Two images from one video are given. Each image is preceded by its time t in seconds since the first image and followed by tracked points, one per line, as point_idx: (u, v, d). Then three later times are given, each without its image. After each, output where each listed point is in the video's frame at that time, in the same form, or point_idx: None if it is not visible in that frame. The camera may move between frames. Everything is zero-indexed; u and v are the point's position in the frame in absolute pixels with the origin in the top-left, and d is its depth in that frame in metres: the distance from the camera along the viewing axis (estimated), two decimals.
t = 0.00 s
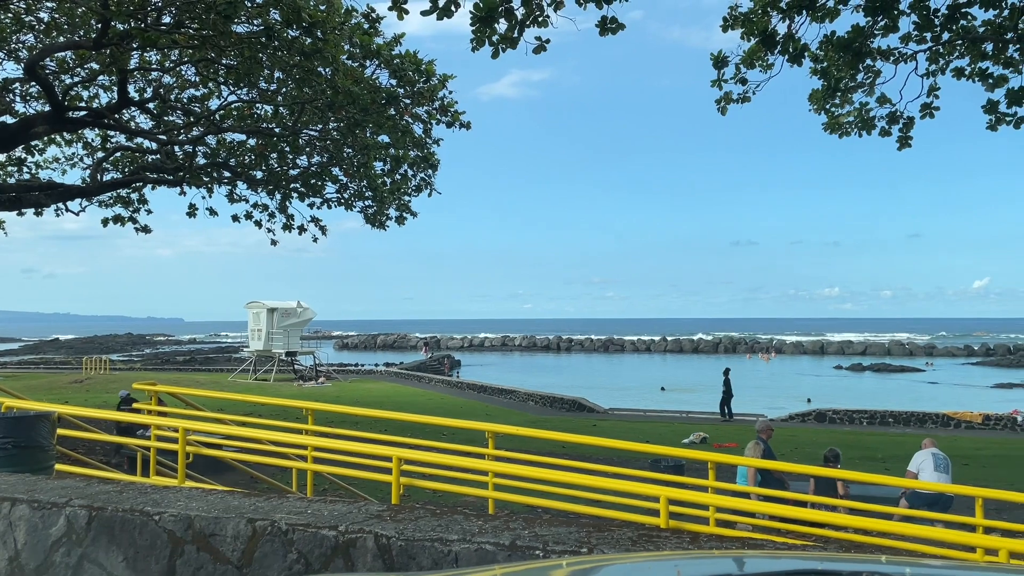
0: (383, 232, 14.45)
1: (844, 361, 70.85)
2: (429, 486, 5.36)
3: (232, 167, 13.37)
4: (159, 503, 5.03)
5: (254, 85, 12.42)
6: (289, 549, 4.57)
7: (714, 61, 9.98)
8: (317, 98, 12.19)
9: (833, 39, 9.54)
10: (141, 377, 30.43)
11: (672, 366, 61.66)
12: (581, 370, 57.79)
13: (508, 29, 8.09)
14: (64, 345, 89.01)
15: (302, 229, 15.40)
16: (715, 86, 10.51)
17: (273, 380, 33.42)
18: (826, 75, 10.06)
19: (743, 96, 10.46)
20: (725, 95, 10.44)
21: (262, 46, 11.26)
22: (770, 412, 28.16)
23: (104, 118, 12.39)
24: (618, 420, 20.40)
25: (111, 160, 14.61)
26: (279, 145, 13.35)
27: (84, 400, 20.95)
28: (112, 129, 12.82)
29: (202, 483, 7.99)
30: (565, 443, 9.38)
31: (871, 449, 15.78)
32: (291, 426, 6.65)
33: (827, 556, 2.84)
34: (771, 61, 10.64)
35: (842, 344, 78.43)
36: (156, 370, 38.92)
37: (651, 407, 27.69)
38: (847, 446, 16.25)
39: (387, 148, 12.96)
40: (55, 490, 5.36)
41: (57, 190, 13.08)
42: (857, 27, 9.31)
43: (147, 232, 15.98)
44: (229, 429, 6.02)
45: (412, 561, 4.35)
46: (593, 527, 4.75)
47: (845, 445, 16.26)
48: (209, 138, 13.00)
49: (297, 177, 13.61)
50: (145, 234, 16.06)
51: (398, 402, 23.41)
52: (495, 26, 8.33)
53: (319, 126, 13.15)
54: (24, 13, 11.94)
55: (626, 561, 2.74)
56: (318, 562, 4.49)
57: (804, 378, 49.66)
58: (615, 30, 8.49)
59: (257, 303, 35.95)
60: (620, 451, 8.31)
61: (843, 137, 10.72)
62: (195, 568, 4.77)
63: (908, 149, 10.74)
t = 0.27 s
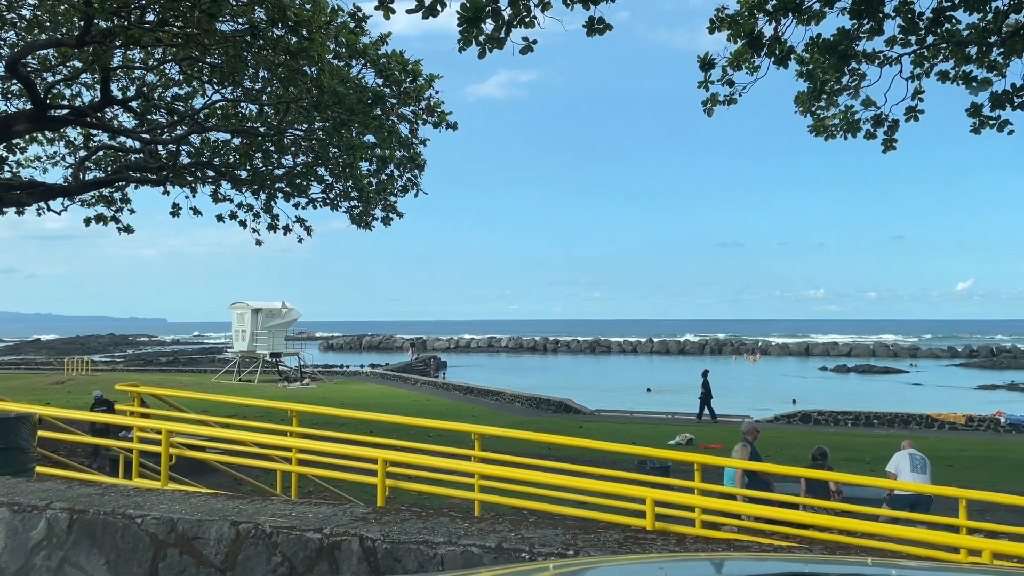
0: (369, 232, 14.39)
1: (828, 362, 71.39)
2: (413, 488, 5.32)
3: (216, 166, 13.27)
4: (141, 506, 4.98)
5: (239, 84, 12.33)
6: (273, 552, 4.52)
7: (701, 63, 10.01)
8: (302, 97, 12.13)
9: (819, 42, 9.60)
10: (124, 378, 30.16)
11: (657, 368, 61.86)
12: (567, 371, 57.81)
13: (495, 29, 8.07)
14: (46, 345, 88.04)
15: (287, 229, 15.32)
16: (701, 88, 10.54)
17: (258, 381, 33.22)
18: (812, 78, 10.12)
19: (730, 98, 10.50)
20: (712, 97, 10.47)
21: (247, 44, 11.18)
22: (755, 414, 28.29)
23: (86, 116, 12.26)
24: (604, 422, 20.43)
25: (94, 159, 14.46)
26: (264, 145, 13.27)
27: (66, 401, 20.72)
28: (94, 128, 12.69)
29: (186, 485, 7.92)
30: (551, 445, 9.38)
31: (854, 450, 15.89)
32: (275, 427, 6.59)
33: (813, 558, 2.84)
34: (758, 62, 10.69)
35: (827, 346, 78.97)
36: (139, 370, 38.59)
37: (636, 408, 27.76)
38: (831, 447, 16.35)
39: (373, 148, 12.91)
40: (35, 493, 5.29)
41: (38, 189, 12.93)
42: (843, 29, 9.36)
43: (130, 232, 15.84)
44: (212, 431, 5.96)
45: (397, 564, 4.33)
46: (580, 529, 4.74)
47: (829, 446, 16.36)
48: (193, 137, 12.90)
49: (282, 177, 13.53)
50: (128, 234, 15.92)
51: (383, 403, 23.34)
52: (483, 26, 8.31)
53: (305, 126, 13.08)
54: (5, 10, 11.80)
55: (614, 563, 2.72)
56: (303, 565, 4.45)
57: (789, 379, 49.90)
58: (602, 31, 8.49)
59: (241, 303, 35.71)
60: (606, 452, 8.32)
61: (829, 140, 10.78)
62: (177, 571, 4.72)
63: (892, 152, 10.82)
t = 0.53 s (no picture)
0: (356, 231, 14.34)
1: (813, 362, 71.82)
2: (401, 488, 5.31)
3: (202, 165, 13.18)
4: (126, 506, 4.95)
5: (225, 82, 12.27)
6: (259, 553, 4.50)
7: (688, 63, 10.05)
8: (289, 96, 12.08)
9: (805, 43, 9.66)
10: (108, 378, 29.92)
11: (644, 367, 62.03)
12: (554, 371, 57.81)
13: (483, 29, 8.07)
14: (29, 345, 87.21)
15: (273, 229, 15.25)
16: (688, 88, 10.59)
17: (244, 381, 33.04)
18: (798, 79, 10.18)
19: (717, 99, 10.55)
20: (699, 98, 10.51)
21: (233, 42, 11.12)
22: (741, 413, 28.42)
23: (71, 114, 12.16)
24: (591, 421, 20.47)
25: (78, 157, 14.34)
26: (250, 143, 13.21)
27: (50, 401, 20.54)
28: (79, 126, 12.59)
29: (171, 485, 7.87)
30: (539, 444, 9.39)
31: (840, 449, 15.99)
32: (262, 427, 6.56)
33: (800, 556, 2.86)
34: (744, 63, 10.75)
35: (813, 345, 79.49)
36: (124, 370, 38.29)
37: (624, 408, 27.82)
38: (817, 446, 16.45)
39: (360, 147, 12.88)
40: (19, 493, 5.25)
41: (22, 187, 12.81)
42: (829, 31, 9.43)
43: (115, 231, 15.72)
44: (198, 431, 5.92)
45: (385, 563, 4.32)
46: (568, 529, 4.75)
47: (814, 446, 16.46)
48: (178, 136, 12.82)
49: (268, 175, 13.46)
50: (114, 232, 15.80)
51: (371, 403, 23.28)
52: (470, 26, 8.31)
53: (292, 125, 13.03)
54: None
55: (602, 563, 2.72)
56: (289, 566, 4.43)
57: (775, 379, 50.18)
58: (589, 31, 8.51)
59: (227, 303, 35.49)
60: (594, 452, 8.34)
61: (815, 140, 10.85)
62: (162, 572, 4.69)
63: (877, 153, 10.90)
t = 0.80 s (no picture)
0: (344, 229, 14.31)
1: (798, 360, 72.22)
2: (389, 486, 5.30)
3: (188, 162, 13.10)
4: (112, 504, 4.92)
5: (212, 79, 12.20)
6: (247, 550, 4.49)
7: (676, 62, 10.09)
8: (276, 93, 12.03)
9: (792, 43, 9.71)
10: (93, 376, 29.68)
11: (631, 365, 62.19)
12: (542, 368, 57.85)
13: (471, 26, 8.07)
14: (12, 343, 86.32)
15: (260, 226, 15.17)
16: (676, 87, 10.63)
17: (230, 379, 32.87)
18: (785, 78, 10.24)
19: (704, 98, 10.59)
20: (686, 96, 10.56)
21: (220, 39, 11.06)
22: (728, 411, 28.57)
23: (55, 110, 12.06)
24: (579, 419, 20.52)
25: (63, 153, 14.22)
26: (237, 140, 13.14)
27: (33, 399, 20.36)
28: (64, 122, 12.47)
29: (157, 483, 7.83)
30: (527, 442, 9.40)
31: (825, 446, 16.11)
32: (249, 425, 6.53)
33: (787, 552, 2.88)
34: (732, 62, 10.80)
35: (798, 344, 80.02)
36: (109, 368, 37.98)
37: (611, 406, 27.89)
38: (802, 443, 16.57)
39: (348, 145, 12.84)
40: (4, 491, 5.22)
41: (5, 184, 12.69)
42: (815, 31, 9.49)
43: (100, 227, 15.60)
44: (185, 428, 5.88)
45: (373, 561, 4.32)
46: (556, 526, 4.76)
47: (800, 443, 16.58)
48: (164, 133, 12.73)
49: (255, 173, 13.40)
50: (98, 229, 15.68)
51: (358, 401, 23.23)
52: (458, 23, 8.31)
53: (279, 122, 12.97)
54: None
55: (590, 559, 2.73)
56: (277, 564, 4.43)
57: (761, 377, 50.47)
58: (577, 30, 8.53)
59: (213, 300, 35.27)
60: (582, 449, 8.36)
61: (801, 140, 10.92)
62: (149, 570, 4.67)
63: (863, 153, 10.99)
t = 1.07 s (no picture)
0: (335, 226, 14.28)
1: (788, 357, 72.54)
2: (379, 483, 5.30)
3: (178, 159, 13.05)
4: (101, 502, 4.92)
5: (202, 75, 12.15)
6: (237, 548, 4.49)
7: (666, 60, 10.11)
8: (267, 90, 11.99)
9: (782, 41, 9.75)
10: (82, 373, 29.51)
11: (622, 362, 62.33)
12: (533, 365, 57.88)
13: (462, 23, 8.07)
14: None
15: (251, 223, 15.13)
16: (667, 85, 10.66)
17: (220, 376, 32.77)
18: (775, 76, 10.28)
19: (694, 96, 10.62)
20: (677, 94, 10.59)
21: (210, 35, 11.02)
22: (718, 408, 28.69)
23: (44, 106, 11.98)
24: (569, 416, 20.56)
25: (52, 150, 14.14)
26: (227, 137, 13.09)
27: (21, 397, 20.25)
28: (52, 118, 12.40)
29: (147, 481, 7.81)
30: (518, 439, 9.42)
31: (814, 443, 16.21)
32: (240, 423, 6.52)
33: (775, 549, 2.91)
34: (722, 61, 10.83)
35: (788, 341, 80.39)
36: (98, 365, 37.76)
37: (602, 403, 27.96)
38: (791, 440, 16.67)
39: (338, 142, 12.82)
40: None
41: None
42: (805, 29, 9.53)
43: (89, 224, 15.52)
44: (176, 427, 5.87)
45: (363, 558, 4.33)
46: (547, 523, 4.78)
47: (789, 440, 16.68)
48: (154, 129, 12.67)
49: (245, 170, 13.36)
50: (88, 226, 15.60)
51: (349, 398, 23.21)
52: (449, 21, 8.30)
53: (269, 119, 12.93)
54: None
55: (580, 556, 2.75)
56: (267, 561, 4.43)
57: (751, 374, 50.69)
58: (568, 28, 8.53)
59: (203, 297, 35.12)
60: (572, 446, 8.40)
61: (791, 138, 10.97)
62: (138, 568, 4.67)
63: (852, 151, 11.04)
